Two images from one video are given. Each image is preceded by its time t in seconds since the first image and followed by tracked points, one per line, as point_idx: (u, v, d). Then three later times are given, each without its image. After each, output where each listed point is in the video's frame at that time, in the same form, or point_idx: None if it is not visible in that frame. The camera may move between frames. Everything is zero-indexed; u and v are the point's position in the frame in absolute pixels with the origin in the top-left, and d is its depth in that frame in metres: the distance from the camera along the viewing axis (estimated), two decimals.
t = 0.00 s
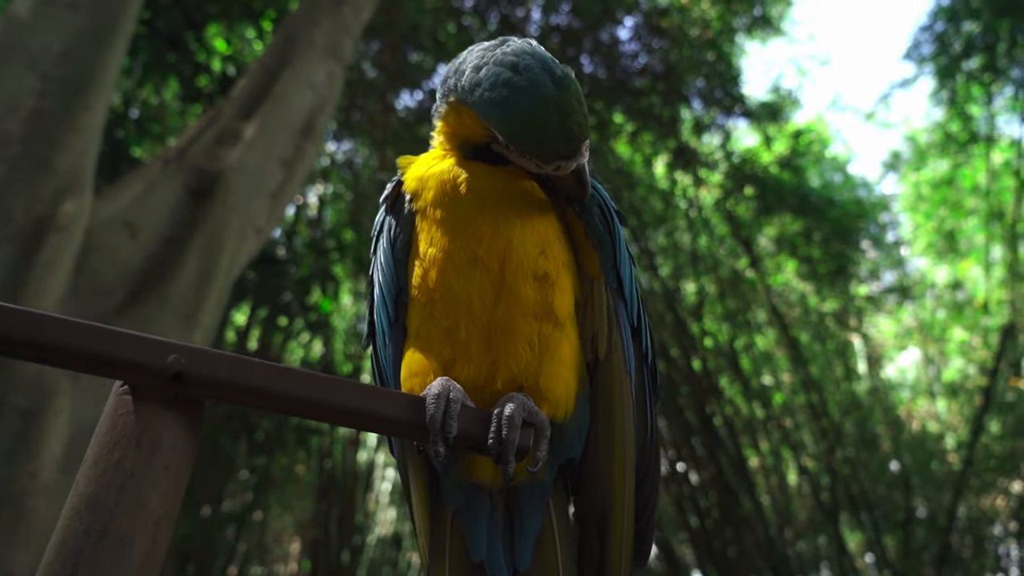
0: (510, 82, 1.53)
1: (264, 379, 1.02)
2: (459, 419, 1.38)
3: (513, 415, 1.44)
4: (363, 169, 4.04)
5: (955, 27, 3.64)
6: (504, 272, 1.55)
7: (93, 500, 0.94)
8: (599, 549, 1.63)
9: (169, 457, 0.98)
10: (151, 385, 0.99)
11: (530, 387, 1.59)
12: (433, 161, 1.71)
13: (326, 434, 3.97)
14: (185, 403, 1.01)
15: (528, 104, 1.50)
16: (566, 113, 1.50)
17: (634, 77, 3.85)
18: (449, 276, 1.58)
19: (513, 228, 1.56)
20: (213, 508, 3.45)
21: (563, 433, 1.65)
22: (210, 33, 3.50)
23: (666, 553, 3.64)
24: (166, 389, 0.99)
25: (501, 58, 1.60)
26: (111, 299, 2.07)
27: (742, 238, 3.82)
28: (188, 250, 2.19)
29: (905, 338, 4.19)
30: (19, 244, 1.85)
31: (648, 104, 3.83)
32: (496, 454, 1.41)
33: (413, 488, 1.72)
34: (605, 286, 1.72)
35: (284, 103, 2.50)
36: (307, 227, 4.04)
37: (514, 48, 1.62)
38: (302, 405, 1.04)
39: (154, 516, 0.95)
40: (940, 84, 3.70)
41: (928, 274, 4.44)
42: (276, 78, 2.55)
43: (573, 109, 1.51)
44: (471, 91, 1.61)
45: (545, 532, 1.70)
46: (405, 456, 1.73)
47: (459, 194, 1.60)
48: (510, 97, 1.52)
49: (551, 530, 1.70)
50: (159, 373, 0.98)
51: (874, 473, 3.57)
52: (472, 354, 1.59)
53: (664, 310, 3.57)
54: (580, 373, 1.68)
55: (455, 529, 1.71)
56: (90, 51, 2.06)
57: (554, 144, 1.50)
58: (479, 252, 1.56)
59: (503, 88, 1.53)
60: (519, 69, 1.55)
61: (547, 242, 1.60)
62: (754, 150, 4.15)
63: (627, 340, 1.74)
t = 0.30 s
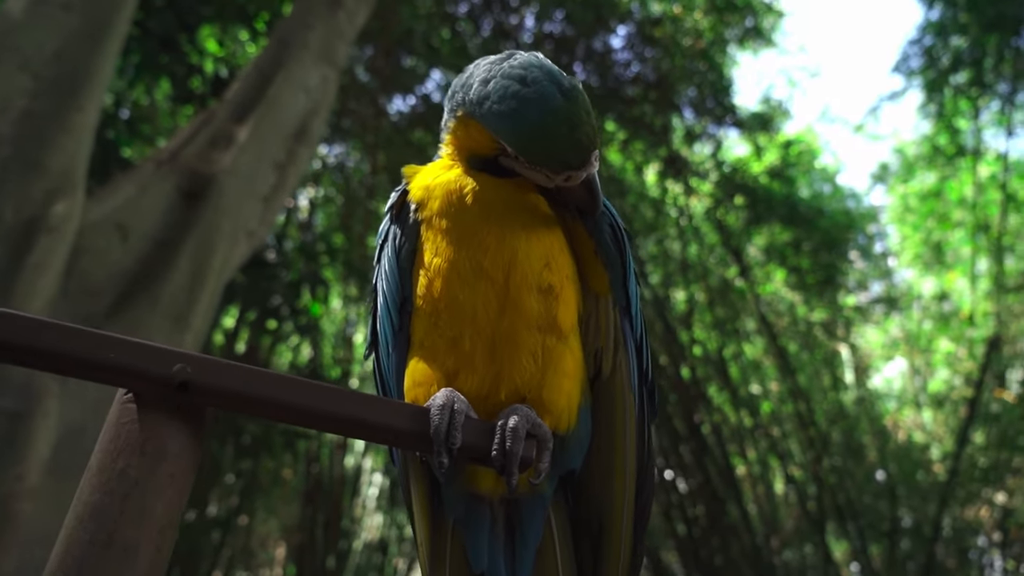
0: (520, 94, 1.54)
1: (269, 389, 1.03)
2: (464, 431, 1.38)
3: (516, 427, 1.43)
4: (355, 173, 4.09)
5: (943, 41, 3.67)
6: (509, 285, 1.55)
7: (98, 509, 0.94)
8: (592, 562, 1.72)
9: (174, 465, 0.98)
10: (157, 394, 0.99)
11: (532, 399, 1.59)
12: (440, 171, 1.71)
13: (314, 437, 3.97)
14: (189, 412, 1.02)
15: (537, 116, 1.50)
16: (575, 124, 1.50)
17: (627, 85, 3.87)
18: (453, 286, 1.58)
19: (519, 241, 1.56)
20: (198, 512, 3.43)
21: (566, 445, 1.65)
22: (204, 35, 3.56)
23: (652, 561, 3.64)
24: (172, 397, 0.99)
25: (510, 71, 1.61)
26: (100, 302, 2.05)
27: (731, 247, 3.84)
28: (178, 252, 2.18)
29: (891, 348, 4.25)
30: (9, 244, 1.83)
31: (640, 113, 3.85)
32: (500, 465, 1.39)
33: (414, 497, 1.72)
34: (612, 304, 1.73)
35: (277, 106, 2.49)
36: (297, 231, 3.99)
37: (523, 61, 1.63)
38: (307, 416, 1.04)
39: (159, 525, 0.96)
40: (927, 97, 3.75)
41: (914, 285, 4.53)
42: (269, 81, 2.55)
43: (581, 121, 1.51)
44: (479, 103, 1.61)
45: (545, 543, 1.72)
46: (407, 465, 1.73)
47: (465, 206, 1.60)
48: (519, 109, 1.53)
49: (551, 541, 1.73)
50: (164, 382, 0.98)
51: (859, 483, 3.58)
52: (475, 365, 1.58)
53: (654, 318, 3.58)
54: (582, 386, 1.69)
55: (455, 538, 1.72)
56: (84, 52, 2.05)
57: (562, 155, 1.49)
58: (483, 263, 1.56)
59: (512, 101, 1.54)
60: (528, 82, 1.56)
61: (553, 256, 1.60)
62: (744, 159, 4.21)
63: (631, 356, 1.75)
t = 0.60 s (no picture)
0: (534, 110, 1.56)
1: (281, 404, 1.00)
2: (473, 447, 1.37)
3: (524, 444, 1.47)
4: (345, 178, 4.06)
5: (931, 58, 3.69)
6: (517, 301, 1.55)
7: (107, 523, 0.93)
8: None
9: (182, 480, 0.97)
10: (166, 407, 0.98)
11: (539, 415, 1.59)
12: (450, 185, 1.70)
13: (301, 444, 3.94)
14: (197, 425, 1.00)
15: (553, 131, 1.53)
16: (590, 140, 1.53)
17: (620, 96, 3.91)
18: (462, 301, 1.57)
19: (527, 257, 1.57)
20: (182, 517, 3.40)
21: (570, 461, 1.68)
22: (196, 37, 3.50)
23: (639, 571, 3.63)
24: (181, 411, 0.98)
25: (523, 88, 1.63)
26: (91, 305, 2.04)
27: (721, 258, 3.85)
28: (171, 257, 2.17)
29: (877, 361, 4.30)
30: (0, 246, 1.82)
31: (632, 123, 3.88)
32: (507, 481, 1.42)
33: (419, 513, 1.72)
34: (622, 319, 1.73)
35: (270, 112, 2.50)
36: (287, 235, 3.98)
37: (537, 78, 1.65)
38: (319, 432, 1.02)
39: (168, 539, 0.95)
40: (915, 113, 3.79)
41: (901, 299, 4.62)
42: (264, 88, 2.55)
43: (596, 136, 1.54)
44: (493, 120, 1.63)
45: (549, 558, 1.73)
46: (411, 479, 1.73)
47: (474, 221, 1.60)
48: (533, 125, 1.54)
49: (555, 556, 1.73)
50: (174, 396, 0.97)
51: (845, 494, 3.59)
52: (482, 381, 1.58)
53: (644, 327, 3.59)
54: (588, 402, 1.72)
55: (457, 553, 1.72)
56: (79, 54, 2.04)
57: (577, 170, 1.52)
58: (492, 279, 1.56)
59: (526, 117, 1.56)
60: (542, 98, 1.58)
61: (561, 272, 1.61)
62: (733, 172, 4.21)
63: (643, 372, 1.75)
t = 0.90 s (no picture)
0: (540, 122, 1.55)
1: (290, 413, 0.98)
2: (478, 458, 1.37)
3: (529, 454, 1.45)
4: (338, 181, 4.07)
5: (922, 72, 3.72)
6: (522, 312, 1.55)
7: (112, 533, 0.90)
8: None
9: (190, 490, 0.94)
10: (172, 415, 0.95)
11: (542, 425, 1.59)
12: (454, 196, 1.70)
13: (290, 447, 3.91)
14: (205, 433, 0.97)
15: (559, 143, 1.51)
16: (596, 153, 1.53)
17: (614, 104, 3.90)
18: (466, 312, 1.57)
19: (532, 269, 1.56)
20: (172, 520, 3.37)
21: (574, 473, 1.66)
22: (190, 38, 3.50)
23: None
24: (188, 420, 0.95)
25: (531, 99, 1.62)
26: (82, 306, 2.02)
27: (713, 266, 3.86)
28: (163, 259, 2.16)
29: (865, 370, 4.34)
30: None
31: (625, 130, 3.87)
32: (511, 492, 1.40)
33: (422, 521, 1.71)
34: (621, 332, 1.74)
35: (266, 115, 2.49)
36: (279, 238, 3.96)
37: (543, 90, 1.65)
38: (328, 442, 1.00)
39: (175, 549, 0.91)
40: (906, 125, 3.83)
41: (890, 309, 4.64)
42: (259, 90, 2.56)
43: (603, 149, 1.53)
44: (499, 130, 1.62)
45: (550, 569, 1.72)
46: (415, 488, 1.72)
47: (479, 232, 1.59)
48: (540, 137, 1.53)
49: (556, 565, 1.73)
50: (181, 404, 0.93)
51: (834, 503, 3.61)
52: (486, 391, 1.57)
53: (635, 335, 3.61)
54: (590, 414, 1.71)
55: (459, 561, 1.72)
56: (73, 54, 2.03)
57: (584, 184, 1.51)
58: (497, 290, 1.55)
59: (532, 128, 1.55)
60: (549, 110, 1.57)
61: (565, 284, 1.60)
62: (727, 180, 4.25)
63: (640, 385, 1.76)
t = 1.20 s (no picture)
0: (552, 135, 1.48)
1: (305, 423, 0.93)
2: (483, 467, 1.34)
3: (535, 464, 1.42)
4: (331, 184, 4.09)
5: (912, 85, 3.73)
6: (527, 322, 1.50)
7: (124, 537, 0.85)
8: None
9: (200, 497, 0.90)
10: (182, 421, 0.89)
11: (546, 436, 1.54)
12: (462, 208, 1.63)
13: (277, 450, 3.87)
14: (214, 440, 0.92)
15: (571, 157, 1.45)
16: (607, 166, 1.47)
17: (607, 111, 3.84)
18: (472, 321, 1.52)
19: (538, 279, 1.51)
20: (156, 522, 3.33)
21: (577, 482, 1.61)
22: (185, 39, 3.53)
23: None
24: (198, 426, 0.90)
25: (540, 111, 1.56)
26: (73, 304, 2.01)
27: (703, 275, 3.89)
28: (156, 260, 2.15)
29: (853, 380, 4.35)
30: None
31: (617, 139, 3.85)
32: (515, 502, 1.37)
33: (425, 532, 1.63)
34: (626, 342, 1.68)
35: (261, 117, 2.49)
36: (270, 240, 3.89)
37: (551, 102, 1.60)
38: (344, 451, 0.95)
39: (183, 558, 0.87)
40: (895, 139, 3.84)
41: (876, 320, 4.70)
42: (254, 93, 2.56)
43: (614, 163, 1.47)
44: (507, 142, 1.56)
45: None
46: (418, 497, 1.67)
47: (486, 241, 1.53)
48: (550, 150, 1.47)
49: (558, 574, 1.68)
50: (191, 411, 0.88)
51: (818, 513, 3.59)
52: (491, 403, 1.52)
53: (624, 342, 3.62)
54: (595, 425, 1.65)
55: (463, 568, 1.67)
56: (69, 53, 2.03)
57: (595, 197, 1.45)
58: (503, 300, 1.50)
59: (543, 141, 1.49)
60: (559, 124, 1.51)
61: (571, 294, 1.55)
62: (718, 190, 4.29)
63: (648, 394, 1.70)
